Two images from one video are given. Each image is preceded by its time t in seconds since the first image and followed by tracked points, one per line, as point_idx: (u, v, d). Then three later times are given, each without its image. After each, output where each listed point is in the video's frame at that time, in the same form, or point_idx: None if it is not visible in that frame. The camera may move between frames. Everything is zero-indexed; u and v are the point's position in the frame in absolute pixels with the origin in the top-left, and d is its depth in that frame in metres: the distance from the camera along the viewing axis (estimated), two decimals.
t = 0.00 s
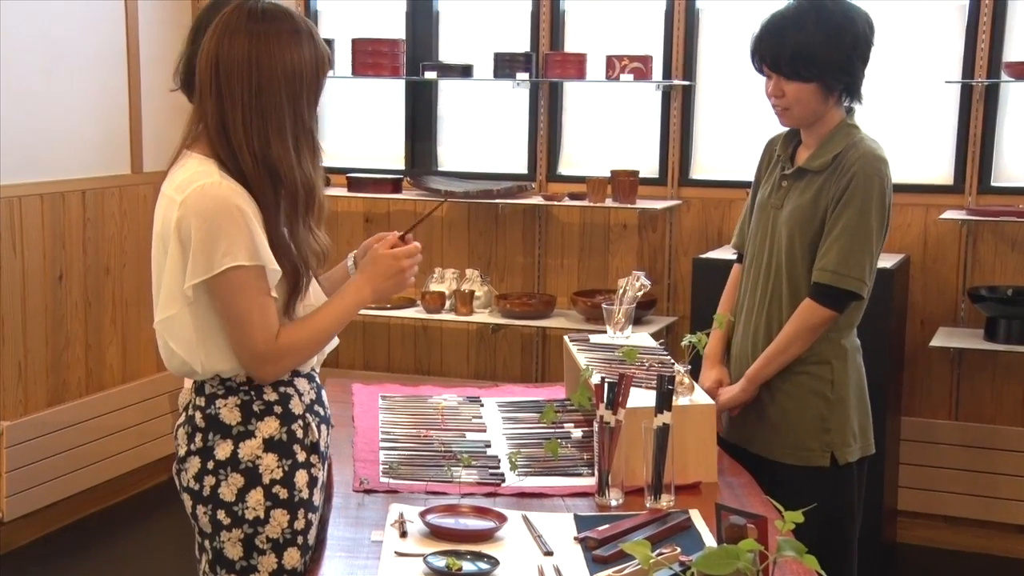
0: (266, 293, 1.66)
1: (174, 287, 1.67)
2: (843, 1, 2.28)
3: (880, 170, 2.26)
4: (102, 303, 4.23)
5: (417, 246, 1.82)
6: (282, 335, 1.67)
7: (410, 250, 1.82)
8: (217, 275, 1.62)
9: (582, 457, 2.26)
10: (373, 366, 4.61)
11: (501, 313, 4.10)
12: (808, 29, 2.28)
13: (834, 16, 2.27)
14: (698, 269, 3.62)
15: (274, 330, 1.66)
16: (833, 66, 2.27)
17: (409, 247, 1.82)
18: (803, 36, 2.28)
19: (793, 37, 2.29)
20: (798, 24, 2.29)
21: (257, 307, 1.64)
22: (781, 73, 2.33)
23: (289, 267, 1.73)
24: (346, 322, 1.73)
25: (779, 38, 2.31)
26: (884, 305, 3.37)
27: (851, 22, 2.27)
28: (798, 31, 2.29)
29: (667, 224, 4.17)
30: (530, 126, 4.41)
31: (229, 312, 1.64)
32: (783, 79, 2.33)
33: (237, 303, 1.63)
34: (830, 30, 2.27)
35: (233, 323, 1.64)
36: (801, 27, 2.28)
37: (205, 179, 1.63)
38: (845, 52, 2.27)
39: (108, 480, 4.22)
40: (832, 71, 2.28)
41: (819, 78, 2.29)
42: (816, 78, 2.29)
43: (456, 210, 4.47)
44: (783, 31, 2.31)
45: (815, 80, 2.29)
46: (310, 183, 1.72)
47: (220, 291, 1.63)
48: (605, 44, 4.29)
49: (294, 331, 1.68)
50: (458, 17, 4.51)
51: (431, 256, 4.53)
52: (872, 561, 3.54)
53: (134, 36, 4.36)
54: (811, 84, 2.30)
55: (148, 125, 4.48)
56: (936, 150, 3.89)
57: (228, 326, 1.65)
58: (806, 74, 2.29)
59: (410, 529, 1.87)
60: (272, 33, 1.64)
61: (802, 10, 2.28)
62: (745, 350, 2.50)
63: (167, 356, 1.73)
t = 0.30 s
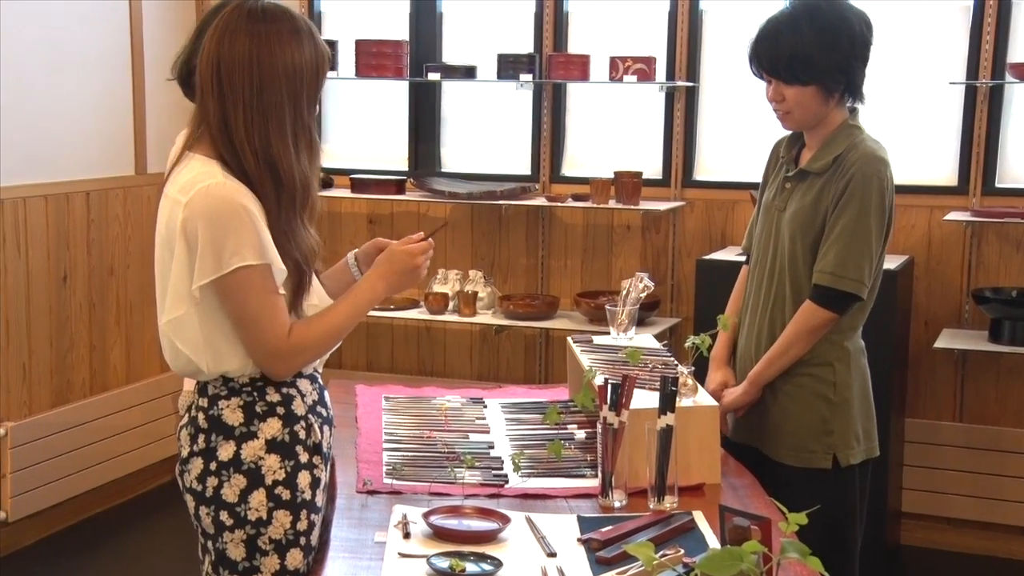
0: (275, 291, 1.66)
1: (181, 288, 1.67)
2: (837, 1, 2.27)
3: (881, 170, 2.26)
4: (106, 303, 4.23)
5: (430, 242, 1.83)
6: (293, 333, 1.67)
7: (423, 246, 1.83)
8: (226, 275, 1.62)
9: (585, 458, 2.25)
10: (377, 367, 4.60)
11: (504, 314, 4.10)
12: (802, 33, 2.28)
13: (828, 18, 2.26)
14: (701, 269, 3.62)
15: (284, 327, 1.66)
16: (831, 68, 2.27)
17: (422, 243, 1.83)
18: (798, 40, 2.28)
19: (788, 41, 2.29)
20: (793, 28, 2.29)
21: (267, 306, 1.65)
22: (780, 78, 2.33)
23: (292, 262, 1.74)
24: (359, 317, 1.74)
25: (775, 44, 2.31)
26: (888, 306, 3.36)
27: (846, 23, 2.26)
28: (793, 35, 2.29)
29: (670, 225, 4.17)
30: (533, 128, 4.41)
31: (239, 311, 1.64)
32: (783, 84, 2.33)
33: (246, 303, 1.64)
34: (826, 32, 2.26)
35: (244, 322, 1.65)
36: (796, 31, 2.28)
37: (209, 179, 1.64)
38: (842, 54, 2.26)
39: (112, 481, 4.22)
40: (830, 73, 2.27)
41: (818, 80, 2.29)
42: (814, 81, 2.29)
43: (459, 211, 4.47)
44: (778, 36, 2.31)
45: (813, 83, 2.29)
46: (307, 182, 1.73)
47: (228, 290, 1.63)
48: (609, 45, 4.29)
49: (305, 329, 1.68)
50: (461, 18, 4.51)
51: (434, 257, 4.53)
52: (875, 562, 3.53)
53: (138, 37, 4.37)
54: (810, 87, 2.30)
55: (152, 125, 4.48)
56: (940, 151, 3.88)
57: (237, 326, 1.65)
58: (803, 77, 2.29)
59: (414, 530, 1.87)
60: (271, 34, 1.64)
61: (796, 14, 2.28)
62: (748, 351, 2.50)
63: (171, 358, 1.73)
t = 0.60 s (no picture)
0: (284, 292, 1.66)
1: (190, 290, 1.67)
2: (842, 1, 2.28)
3: (886, 170, 2.25)
4: (111, 304, 4.24)
5: (427, 237, 1.80)
6: (304, 332, 1.68)
7: (418, 243, 1.81)
8: (236, 276, 1.63)
9: (590, 459, 2.25)
10: (382, 368, 4.61)
11: (509, 315, 4.10)
12: (809, 31, 2.27)
13: (835, 17, 2.26)
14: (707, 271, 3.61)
15: (294, 327, 1.67)
16: (838, 66, 2.27)
17: (418, 238, 1.80)
18: (806, 38, 2.27)
19: (795, 39, 2.28)
20: (801, 26, 2.28)
21: (277, 307, 1.65)
22: (786, 74, 2.32)
23: (300, 262, 1.74)
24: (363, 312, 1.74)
25: (781, 43, 2.31)
26: (894, 308, 3.36)
27: (852, 22, 2.26)
28: (800, 33, 2.28)
29: (676, 226, 4.17)
30: (538, 129, 4.41)
31: (249, 312, 1.64)
32: (788, 80, 2.32)
33: (256, 304, 1.64)
34: (833, 31, 2.26)
35: (254, 323, 1.65)
36: (804, 29, 2.28)
37: (217, 181, 1.64)
38: (849, 52, 2.26)
39: (117, 482, 4.23)
40: (836, 71, 2.27)
41: (824, 77, 2.28)
42: (821, 77, 2.28)
43: (464, 213, 4.47)
44: (784, 35, 2.30)
45: (821, 79, 2.29)
46: (314, 183, 1.73)
47: (239, 292, 1.64)
48: (614, 46, 4.29)
49: (315, 327, 1.69)
50: (467, 19, 4.51)
51: (439, 258, 4.53)
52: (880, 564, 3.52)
53: (144, 39, 4.37)
54: (817, 83, 2.29)
55: (157, 127, 4.49)
56: (946, 152, 3.87)
57: (247, 327, 1.66)
58: (811, 74, 2.28)
59: (419, 531, 1.87)
60: (275, 36, 1.64)
61: (803, 13, 2.28)
62: (756, 353, 2.49)
63: (179, 360, 1.73)
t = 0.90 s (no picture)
0: (295, 291, 1.67)
1: (202, 291, 1.67)
2: (845, 2, 2.28)
3: (894, 168, 2.25)
4: (118, 303, 4.25)
5: (430, 236, 1.80)
6: (315, 331, 1.69)
7: (421, 241, 1.81)
8: (249, 276, 1.63)
9: (596, 459, 2.25)
10: (388, 368, 4.61)
11: (515, 315, 4.10)
12: (812, 33, 2.27)
13: (838, 17, 2.26)
14: (713, 270, 3.61)
15: (306, 326, 1.68)
16: (842, 67, 2.26)
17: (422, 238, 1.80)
18: (809, 40, 2.27)
19: (799, 42, 2.29)
20: (804, 29, 2.28)
21: (289, 306, 1.66)
22: (792, 79, 2.32)
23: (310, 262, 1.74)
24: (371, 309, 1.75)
25: (786, 45, 2.31)
26: (900, 308, 3.35)
27: (856, 22, 2.26)
28: (804, 36, 2.28)
29: (682, 226, 4.17)
30: (544, 128, 4.41)
31: (261, 313, 1.65)
32: (794, 84, 2.32)
33: (268, 303, 1.64)
34: (837, 32, 2.26)
35: (265, 323, 1.65)
36: (807, 32, 2.28)
37: (228, 181, 1.64)
38: (852, 52, 2.26)
39: (123, 481, 4.24)
40: (841, 71, 2.27)
41: (830, 80, 2.28)
42: (826, 80, 2.28)
43: (471, 213, 4.48)
44: (787, 38, 2.31)
45: (823, 82, 2.29)
46: (319, 179, 1.74)
47: (251, 292, 1.64)
48: (620, 46, 4.29)
49: (325, 326, 1.70)
50: (473, 18, 4.51)
51: (445, 258, 4.54)
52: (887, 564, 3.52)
53: (151, 39, 4.38)
54: (822, 86, 2.29)
55: (164, 128, 4.50)
56: (953, 152, 3.87)
57: (259, 327, 1.66)
58: (816, 77, 2.28)
59: (425, 531, 1.87)
60: (282, 35, 1.64)
61: (807, 14, 2.29)
62: (765, 353, 2.49)
63: (188, 361, 1.72)
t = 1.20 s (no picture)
0: (303, 291, 1.67)
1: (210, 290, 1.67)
2: (870, 1, 2.27)
3: (892, 161, 2.25)
4: (122, 302, 4.25)
5: (437, 237, 1.80)
6: (323, 330, 1.69)
7: (427, 241, 1.81)
8: (257, 276, 1.63)
9: (601, 457, 2.26)
10: (393, 367, 4.61)
11: (520, 313, 4.11)
12: (834, 26, 2.26)
13: (861, 16, 2.25)
14: (717, 269, 3.61)
15: (313, 325, 1.68)
16: (854, 68, 2.27)
17: (429, 238, 1.80)
18: (828, 35, 2.27)
19: (817, 35, 2.28)
20: (825, 22, 2.27)
21: (297, 305, 1.66)
22: (804, 69, 2.32)
23: (319, 261, 1.74)
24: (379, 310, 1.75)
25: (804, 35, 2.30)
26: (904, 305, 3.36)
27: (877, 23, 2.25)
28: (823, 29, 2.27)
29: (686, 225, 4.17)
30: (549, 126, 4.41)
31: (268, 311, 1.65)
32: (806, 75, 2.32)
33: (276, 303, 1.64)
34: (858, 29, 2.25)
35: (273, 322, 1.65)
36: (828, 26, 2.27)
37: (235, 180, 1.64)
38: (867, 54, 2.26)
39: (128, 479, 4.25)
40: (852, 72, 2.27)
41: (840, 77, 2.28)
42: (837, 77, 2.28)
43: (475, 211, 4.48)
44: (810, 26, 2.29)
45: (835, 77, 2.29)
46: (328, 179, 1.74)
47: (259, 291, 1.64)
48: (625, 44, 4.29)
49: (334, 325, 1.70)
50: (478, 17, 4.51)
51: (449, 256, 4.54)
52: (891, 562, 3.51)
53: (155, 38, 4.39)
54: (833, 82, 2.29)
55: (169, 126, 4.51)
56: (957, 150, 3.86)
57: (266, 326, 1.66)
58: (828, 72, 2.28)
59: (430, 529, 1.88)
60: (286, 32, 1.65)
61: (830, 8, 2.27)
62: (771, 351, 2.49)
63: (195, 360, 1.73)
